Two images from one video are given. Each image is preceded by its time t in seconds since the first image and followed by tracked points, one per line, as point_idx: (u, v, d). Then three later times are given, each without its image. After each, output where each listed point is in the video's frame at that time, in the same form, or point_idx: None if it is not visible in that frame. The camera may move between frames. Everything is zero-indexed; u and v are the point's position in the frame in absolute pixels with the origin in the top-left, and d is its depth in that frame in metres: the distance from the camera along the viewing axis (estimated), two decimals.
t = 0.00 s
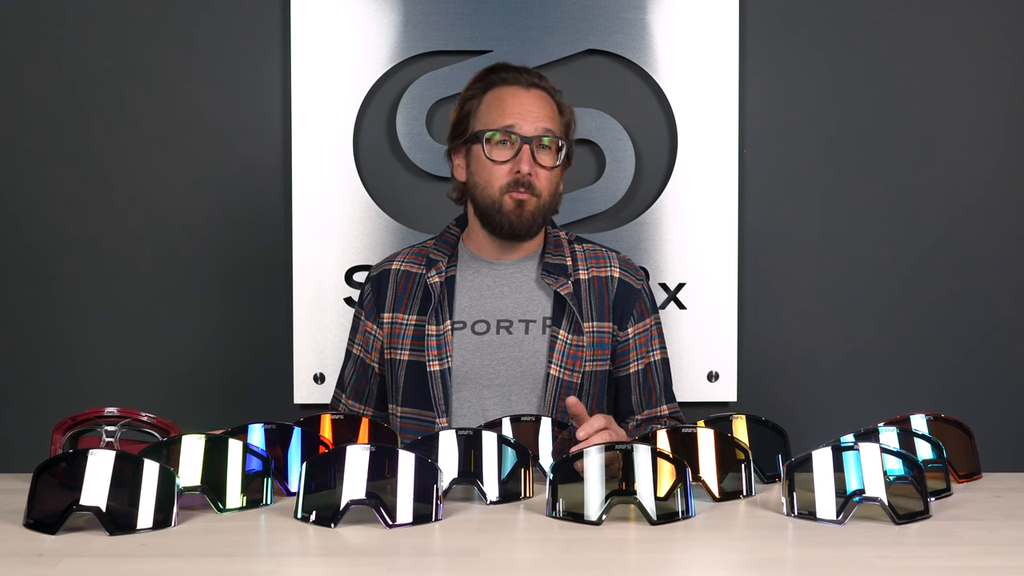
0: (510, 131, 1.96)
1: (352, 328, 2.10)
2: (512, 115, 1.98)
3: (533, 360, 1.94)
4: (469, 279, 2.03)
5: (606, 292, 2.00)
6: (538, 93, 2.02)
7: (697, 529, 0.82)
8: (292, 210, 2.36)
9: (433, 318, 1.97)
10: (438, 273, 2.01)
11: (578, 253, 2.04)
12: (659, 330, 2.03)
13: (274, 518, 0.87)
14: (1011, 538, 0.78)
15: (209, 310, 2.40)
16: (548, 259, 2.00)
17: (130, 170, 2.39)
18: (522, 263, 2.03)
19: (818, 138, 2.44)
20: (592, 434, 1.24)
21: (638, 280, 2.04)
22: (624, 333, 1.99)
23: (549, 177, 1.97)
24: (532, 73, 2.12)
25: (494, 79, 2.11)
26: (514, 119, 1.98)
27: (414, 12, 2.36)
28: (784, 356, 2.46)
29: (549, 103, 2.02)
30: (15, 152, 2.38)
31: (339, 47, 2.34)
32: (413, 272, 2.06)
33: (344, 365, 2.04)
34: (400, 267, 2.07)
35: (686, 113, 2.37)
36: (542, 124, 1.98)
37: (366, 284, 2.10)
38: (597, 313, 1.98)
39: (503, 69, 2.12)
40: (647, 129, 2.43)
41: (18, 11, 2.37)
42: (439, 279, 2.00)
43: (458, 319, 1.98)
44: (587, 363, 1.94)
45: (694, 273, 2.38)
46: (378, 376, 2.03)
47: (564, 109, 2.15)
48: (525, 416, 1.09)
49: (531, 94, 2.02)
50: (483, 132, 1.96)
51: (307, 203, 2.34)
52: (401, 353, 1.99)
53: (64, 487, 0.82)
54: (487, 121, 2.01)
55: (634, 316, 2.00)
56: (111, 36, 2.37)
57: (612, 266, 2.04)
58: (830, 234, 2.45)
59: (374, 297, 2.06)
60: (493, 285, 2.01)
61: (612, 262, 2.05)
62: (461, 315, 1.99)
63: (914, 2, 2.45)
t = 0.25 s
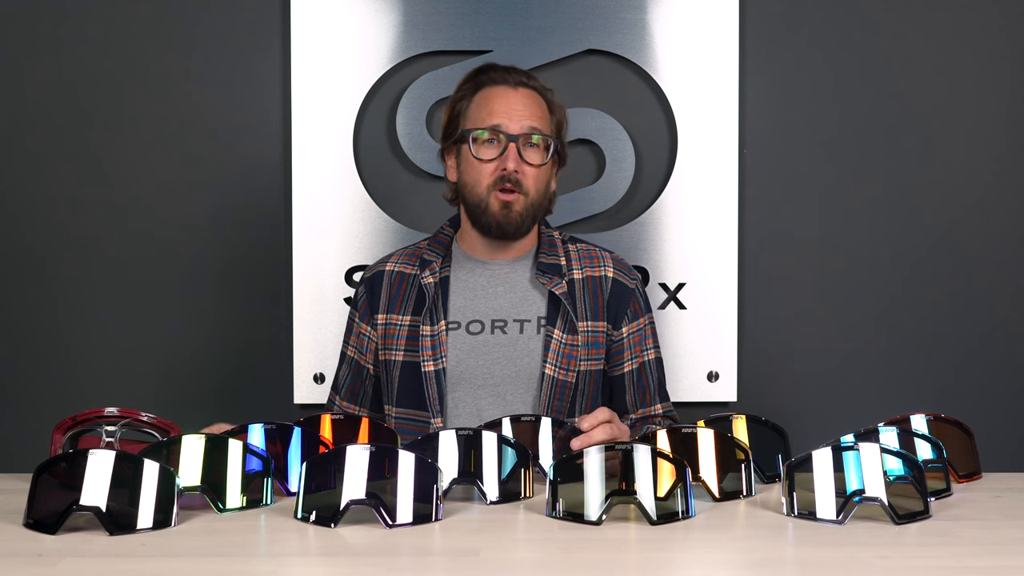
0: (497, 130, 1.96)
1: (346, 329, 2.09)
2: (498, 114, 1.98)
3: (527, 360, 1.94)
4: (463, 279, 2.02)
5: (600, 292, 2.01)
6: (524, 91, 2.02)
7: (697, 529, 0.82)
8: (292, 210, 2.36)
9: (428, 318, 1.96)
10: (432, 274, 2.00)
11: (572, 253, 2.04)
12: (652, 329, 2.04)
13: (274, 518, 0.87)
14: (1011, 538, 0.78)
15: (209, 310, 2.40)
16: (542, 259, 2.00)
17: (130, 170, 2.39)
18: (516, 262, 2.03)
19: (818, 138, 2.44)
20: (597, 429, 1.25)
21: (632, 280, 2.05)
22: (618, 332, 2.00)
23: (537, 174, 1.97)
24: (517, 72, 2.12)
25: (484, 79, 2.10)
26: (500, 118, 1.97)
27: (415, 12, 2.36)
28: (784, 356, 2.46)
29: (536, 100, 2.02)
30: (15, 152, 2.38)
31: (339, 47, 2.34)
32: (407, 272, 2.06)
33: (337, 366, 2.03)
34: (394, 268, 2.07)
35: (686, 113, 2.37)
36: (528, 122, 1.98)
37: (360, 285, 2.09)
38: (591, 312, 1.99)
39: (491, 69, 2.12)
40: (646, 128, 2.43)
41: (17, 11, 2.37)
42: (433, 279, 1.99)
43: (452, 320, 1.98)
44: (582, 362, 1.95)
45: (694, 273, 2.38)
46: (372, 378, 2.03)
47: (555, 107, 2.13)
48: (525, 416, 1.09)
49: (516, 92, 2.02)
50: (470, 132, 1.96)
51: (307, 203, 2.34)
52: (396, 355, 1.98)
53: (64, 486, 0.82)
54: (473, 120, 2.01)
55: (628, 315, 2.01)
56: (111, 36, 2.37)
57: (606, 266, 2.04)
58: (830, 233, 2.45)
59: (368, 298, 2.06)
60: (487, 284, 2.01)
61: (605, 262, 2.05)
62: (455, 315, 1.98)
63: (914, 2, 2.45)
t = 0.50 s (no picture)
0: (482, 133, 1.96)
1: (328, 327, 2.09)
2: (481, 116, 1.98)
3: (517, 360, 1.94)
4: (452, 279, 2.02)
5: (588, 292, 2.01)
6: (506, 92, 2.03)
7: (697, 529, 0.82)
8: (292, 210, 2.36)
9: (418, 318, 1.96)
10: (422, 274, 2.00)
11: (560, 252, 2.04)
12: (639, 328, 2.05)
13: (274, 518, 0.87)
14: (1011, 538, 0.78)
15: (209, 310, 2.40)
16: (530, 260, 2.00)
17: (129, 170, 2.39)
18: (503, 263, 2.03)
19: (818, 138, 2.43)
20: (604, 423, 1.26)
21: (620, 279, 2.06)
22: (606, 331, 2.01)
23: (523, 174, 1.98)
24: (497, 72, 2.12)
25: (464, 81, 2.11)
26: (483, 121, 1.98)
27: (415, 12, 2.36)
28: (784, 356, 2.46)
29: (519, 101, 2.02)
30: (15, 153, 2.38)
31: (339, 47, 2.34)
32: (396, 272, 2.04)
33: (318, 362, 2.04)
34: (382, 267, 2.05)
35: (686, 113, 2.37)
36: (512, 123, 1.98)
37: (347, 283, 2.08)
38: (579, 312, 1.99)
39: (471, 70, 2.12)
40: (646, 128, 2.43)
41: (18, 12, 2.37)
42: (423, 280, 1.99)
43: (442, 319, 1.97)
44: (571, 361, 1.96)
45: (695, 273, 2.38)
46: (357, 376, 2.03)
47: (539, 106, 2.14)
48: (525, 416, 1.09)
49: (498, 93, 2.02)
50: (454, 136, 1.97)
51: (307, 203, 2.34)
52: (385, 354, 1.98)
53: (64, 486, 0.82)
54: (456, 124, 2.01)
55: (616, 314, 2.02)
56: (111, 36, 2.37)
57: (594, 265, 2.04)
58: (829, 233, 2.45)
59: (355, 296, 2.05)
60: (477, 284, 2.00)
61: (593, 262, 2.05)
62: (445, 315, 1.98)
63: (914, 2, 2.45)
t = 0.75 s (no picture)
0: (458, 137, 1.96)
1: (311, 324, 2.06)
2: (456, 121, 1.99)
3: (503, 362, 1.96)
4: (438, 280, 2.02)
5: (572, 294, 2.02)
6: (481, 94, 2.03)
7: (697, 529, 0.82)
8: (292, 210, 2.36)
9: (404, 319, 1.96)
10: (407, 274, 1.98)
11: (544, 254, 2.05)
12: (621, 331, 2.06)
13: (274, 518, 0.87)
14: (1011, 538, 0.78)
15: (210, 309, 2.40)
16: (515, 262, 2.00)
17: (129, 170, 2.39)
18: (487, 264, 2.03)
19: (818, 138, 2.43)
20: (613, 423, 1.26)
21: (602, 282, 2.06)
22: (589, 333, 2.01)
23: (500, 177, 1.99)
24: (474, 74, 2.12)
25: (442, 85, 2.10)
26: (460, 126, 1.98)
27: (415, 12, 2.36)
28: (784, 356, 2.46)
29: (496, 104, 2.02)
30: (15, 153, 2.38)
31: (339, 47, 2.34)
32: (380, 272, 2.02)
33: (303, 362, 2.02)
34: (366, 267, 2.03)
35: (686, 113, 2.37)
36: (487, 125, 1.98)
37: (330, 282, 2.05)
38: (564, 314, 2.00)
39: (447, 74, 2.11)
40: (646, 128, 2.43)
41: (17, 13, 2.37)
42: (409, 280, 1.97)
43: (428, 320, 1.99)
44: (556, 364, 1.96)
45: (695, 273, 2.38)
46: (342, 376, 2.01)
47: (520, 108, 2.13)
48: (525, 416, 1.09)
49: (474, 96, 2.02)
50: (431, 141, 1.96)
51: (307, 203, 2.34)
52: (369, 354, 1.96)
53: (64, 486, 0.82)
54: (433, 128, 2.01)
55: (598, 316, 2.03)
56: (111, 36, 2.37)
57: (577, 268, 2.05)
58: (829, 233, 2.45)
59: (338, 295, 2.02)
60: (462, 286, 2.01)
61: (576, 265, 2.06)
62: (431, 316, 1.99)
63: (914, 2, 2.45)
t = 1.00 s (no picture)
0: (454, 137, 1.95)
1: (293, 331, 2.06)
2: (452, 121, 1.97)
3: (484, 365, 1.95)
4: (417, 283, 2.01)
5: (551, 294, 2.02)
6: (476, 95, 2.02)
7: (697, 529, 0.82)
8: (291, 210, 2.36)
9: (385, 324, 1.95)
10: (387, 279, 1.98)
11: (522, 255, 2.06)
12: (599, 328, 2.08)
13: (274, 518, 0.87)
14: (1012, 538, 0.78)
15: (210, 310, 2.40)
16: (494, 264, 2.00)
17: (128, 170, 2.39)
18: (468, 267, 2.03)
19: (818, 138, 2.43)
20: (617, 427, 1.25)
21: (580, 280, 2.07)
22: (567, 332, 2.02)
23: (493, 179, 1.98)
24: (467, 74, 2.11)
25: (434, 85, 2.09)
26: (455, 126, 1.97)
27: (415, 12, 2.36)
28: (784, 356, 2.46)
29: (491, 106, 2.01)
30: (15, 153, 2.38)
31: (339, 47, 2.34)
32: (358, 276, 2.03)
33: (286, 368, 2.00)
34: (344, 272, 2.03)
35: (686, 113, 2.37)
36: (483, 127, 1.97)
37: (308, 288, 2.05)
38: (544, 315, 2.00)
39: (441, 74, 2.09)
40: (646, 127, 2.43)
41: (18, 13, 2.37)
42: (388, 285, 1.97)
43: (408, 325, 1.97)
44: (537, 365, 1.97)
45: (694, 273, 2.38)
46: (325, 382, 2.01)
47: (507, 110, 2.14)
48: (526, 416, 1.09)
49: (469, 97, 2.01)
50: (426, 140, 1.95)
51: (307, 204, 2.34)
52: (349, 360, 1.98)
53: (64, 486, 0.82)
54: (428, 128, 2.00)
55: (577, 315, 2.04)
56: (111, 36, 2.37)
57: (555, 267, 2.06)
58: (829, 233, 2.45)
59: (318, 302, 2.03)
60: (441, 289, 2.00)
61: (554, 264, 2.07)
62: (411, 321, 1.97)
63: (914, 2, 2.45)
